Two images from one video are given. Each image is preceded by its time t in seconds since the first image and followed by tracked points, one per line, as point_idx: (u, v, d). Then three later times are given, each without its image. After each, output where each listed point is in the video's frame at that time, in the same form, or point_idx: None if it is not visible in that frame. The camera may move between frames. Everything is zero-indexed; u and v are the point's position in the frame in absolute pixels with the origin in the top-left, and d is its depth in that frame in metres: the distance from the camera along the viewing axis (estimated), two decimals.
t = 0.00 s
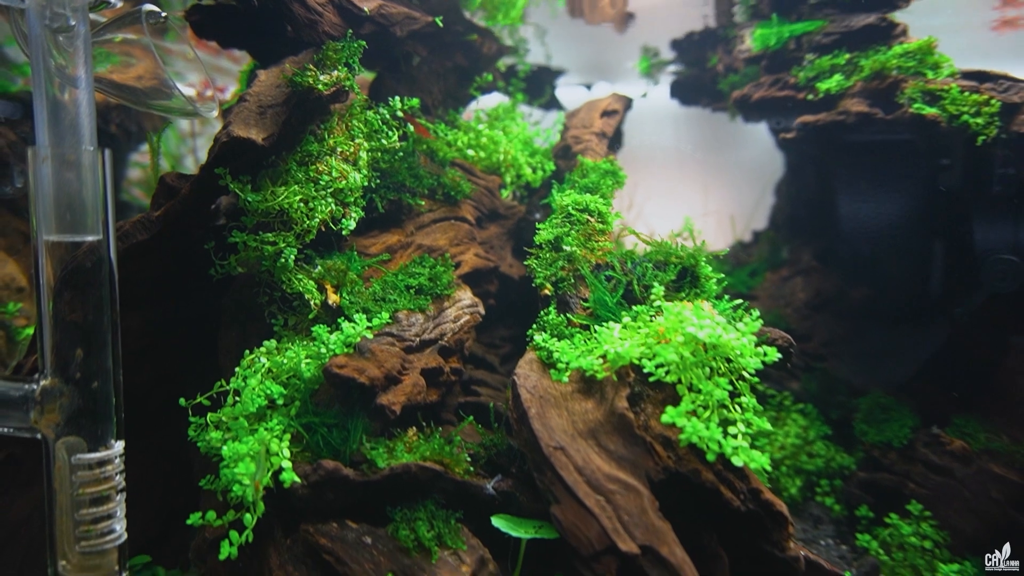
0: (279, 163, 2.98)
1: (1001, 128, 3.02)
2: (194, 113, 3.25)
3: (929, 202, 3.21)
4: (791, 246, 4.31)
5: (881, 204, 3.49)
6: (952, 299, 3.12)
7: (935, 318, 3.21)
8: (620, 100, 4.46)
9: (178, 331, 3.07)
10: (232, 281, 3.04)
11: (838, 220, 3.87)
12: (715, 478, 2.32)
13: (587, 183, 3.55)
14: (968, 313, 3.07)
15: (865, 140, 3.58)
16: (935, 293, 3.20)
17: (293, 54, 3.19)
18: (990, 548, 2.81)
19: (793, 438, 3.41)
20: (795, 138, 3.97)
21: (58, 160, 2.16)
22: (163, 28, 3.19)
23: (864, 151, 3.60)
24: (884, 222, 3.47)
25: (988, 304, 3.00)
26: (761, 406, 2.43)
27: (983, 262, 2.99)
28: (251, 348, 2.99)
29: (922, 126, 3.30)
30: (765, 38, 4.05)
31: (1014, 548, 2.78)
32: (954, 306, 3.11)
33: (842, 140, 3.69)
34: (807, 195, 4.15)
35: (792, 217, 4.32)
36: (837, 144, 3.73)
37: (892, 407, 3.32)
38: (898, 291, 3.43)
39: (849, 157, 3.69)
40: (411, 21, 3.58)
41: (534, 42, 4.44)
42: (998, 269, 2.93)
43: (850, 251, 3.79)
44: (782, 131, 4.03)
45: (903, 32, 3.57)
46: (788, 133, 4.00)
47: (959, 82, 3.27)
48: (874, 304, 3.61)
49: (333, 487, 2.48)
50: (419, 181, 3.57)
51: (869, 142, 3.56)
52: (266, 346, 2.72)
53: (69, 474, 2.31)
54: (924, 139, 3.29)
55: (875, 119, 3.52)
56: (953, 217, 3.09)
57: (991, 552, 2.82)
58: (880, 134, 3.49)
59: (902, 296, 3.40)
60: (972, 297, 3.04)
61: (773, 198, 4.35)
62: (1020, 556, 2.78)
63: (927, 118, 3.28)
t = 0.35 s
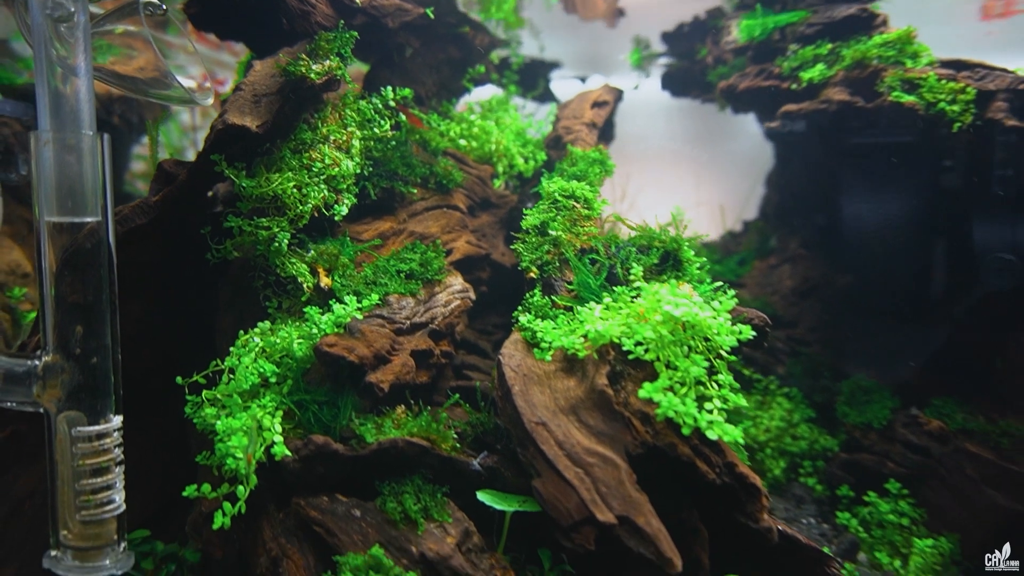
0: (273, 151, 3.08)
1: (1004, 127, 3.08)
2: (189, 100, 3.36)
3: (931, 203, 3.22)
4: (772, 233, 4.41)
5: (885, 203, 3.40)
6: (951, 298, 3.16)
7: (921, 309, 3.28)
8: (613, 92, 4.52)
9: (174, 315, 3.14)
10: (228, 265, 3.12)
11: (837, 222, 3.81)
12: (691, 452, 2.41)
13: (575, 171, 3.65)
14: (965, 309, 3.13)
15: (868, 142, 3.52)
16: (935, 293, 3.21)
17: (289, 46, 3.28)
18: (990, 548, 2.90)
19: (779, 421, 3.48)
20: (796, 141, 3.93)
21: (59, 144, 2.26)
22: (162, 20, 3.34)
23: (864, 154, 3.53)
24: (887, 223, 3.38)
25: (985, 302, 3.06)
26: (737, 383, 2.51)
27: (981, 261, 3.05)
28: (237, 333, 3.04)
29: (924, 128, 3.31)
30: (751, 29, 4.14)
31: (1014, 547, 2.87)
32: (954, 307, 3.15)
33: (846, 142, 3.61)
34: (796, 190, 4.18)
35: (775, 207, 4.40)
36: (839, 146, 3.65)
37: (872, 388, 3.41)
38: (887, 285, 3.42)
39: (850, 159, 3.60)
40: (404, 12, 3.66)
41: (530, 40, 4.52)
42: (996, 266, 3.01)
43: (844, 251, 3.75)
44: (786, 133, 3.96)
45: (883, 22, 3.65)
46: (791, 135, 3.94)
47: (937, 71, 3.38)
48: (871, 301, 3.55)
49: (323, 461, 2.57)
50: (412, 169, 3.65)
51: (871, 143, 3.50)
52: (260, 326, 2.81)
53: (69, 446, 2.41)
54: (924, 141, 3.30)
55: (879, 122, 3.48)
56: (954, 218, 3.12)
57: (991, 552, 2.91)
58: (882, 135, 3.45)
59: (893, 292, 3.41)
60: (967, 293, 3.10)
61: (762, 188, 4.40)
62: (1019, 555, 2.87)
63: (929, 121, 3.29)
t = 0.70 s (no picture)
0: (265, 141, 3.15)
1: (1006, 129, 3.08)
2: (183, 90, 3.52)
3: (933, 201, 3.19)
4: (760, 229, 4.42)
5: (886, 203, 3.36)
6: (952, 298, 3.15)
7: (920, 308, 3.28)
8: (602, 84, 4.53)
9: (170, 302, 3.22)
10: (221, 253, 3.19)
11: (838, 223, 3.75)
12: (668, 431, 2.49)
13: (563, 162, 3.71)
14: (965, 306, 3.14)
15: (870, 143, 3.48)
16: (938, 293, 3.19)
17: (281, 39, 3.33)
18: (990, 548, 2.95)
19: (763, 407, 3.62)
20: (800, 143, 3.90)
21: (55, 132, 2.34)
22: (157, 15, 3.77)
23: (868, 156, 3.48)
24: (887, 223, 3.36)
25: (985, 301, 3.08)
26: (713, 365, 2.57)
27: (982, 261, 3.05)
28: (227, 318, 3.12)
29: (925, 131, 3.30)
30: (735, 22, 4.15)
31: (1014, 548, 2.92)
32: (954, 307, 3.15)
33: (849, 144, 3.57)
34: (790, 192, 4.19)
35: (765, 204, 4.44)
36: (842, 148, 3.61)
37: (853, 372, 3.54)
38: (888, 285, 3.40)
39: (854, 161, 3.54)
40: (393, 6, 3.73)
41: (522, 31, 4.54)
42: (996, 264, 3.01)
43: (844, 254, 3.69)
44: (791, 135, 3.93)
45: (864, 13, 3.72)
46: (795, 137, 3.92)
47: (915, 61, 3.42)
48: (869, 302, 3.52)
49: (311, 441, 2.66)
50: (402, 160, 3.71)
51: (874, 144, 3.47)
52: (251, 311, 2.89)
53: (65, 424, 2.48)
54: (926, 143, 3.28)
55: (881, 125, 3.46)
56: (953, 218, 3.12)
57: (991, 552, 2.95)
58: (885, 137, 3.43)
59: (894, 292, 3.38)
60: (966, 290, 3.11)
61: (751, 180, 4.43)
62: (1019, 556, 2.92)
63: (930, 124, 3.29)
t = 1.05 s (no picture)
0: (257, 133, 3.21)
1: (1006, 132, 3.10)
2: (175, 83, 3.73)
3: (936, 202, 3.24)
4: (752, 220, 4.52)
5: (890, 206, 3.39)
6: (954, 297, 3.21)
7: (922, 306, 3.33)
8: (592, 78, 4.59)
9: (165, 291, 3.29)
10: (215, 242, 3.27)
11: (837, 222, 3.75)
12: (646, 414, 2.56)
13: (550, 154, 3.78)
14: (966, 303, 3.19)
15: (876, 146, 3.47)
16: (943, 293, 3.24)
17: (273, 34, 3.40)
18: (991, 549, 2.99)
19: (749, 396, 3.69)
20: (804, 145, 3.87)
21: (51, 123, 2.42)
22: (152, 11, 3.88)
23: (872, 158, 3.48)
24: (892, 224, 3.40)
25: (985, 299, 3.14)
26: (692, 349, 2.64)
27: (982, 259, 3.12)
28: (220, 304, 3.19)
29: (928, 133, 3.31)
30: (721, 17, 4.22)
31: (1014, 550, 2.95)
32: (957, 305, 3.21)
33: (854, 145, 3.55)
34: (787, 188, 4.22)
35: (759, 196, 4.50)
36: (847, 151, 3.58)
37: (835, 361, 3.63)
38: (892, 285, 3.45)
39: (856, 163, 3.53)
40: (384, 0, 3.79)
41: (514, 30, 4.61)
42: (996, 264, 3.08)
43: (845, 252, 3.71)
44: (795, 137, 3.90)
45: (845, 7, 3.73)
46: (800, 139, 3.88)
47: (895, 54, 3.45)
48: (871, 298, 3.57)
49: (300, 424, 2.73)
50: (394, 152, 3.78)
51: (878, 147, 3.46)
52: (243, 298, 2.96)
53: (61, 406, 2.56)
54: (930, 144, 3.30)
55: (882, 127, 3.45)
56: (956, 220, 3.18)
57: (992, 553, 2.99)
58: (889, 140, 3.42)
59: (897, 291, 3.42)
60: (967, 288, 3.17)
61: (743, 175, 4.53)
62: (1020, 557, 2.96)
63: (934, 125, 3.29)
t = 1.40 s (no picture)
0: (249, 124, 3.29)
1: (1008, 131, 3.03)
2: (168, 75, 3.81)
3: (939, 203, 3.15)
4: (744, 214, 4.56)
5: (891, 206, 3.32)
6: (957, 299, 3.14)
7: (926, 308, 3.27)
8: (582, 71, 4.63)
9: (160, 279, 3.36)
10: (208, 231, 3.33)
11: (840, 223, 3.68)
12: (624, 396, 2.63)
13: (538, 145, 3.85)
14: (967, 303, 3.13)
15: (881, 148, 3.39)
16: (947, 295, 3.16)
17: (264, 28, 3.48)
18: (990, 548, 3.01)
19: (734, 383, 3.77)
20: (808, 148, 3.79)
21: (48, 113, 2.52)
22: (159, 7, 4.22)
23: (875, 158, 3.42)
24: (894, 224, 3.32)
25: (987, 300, 3.08)
26: (670, 334, 2.70)
27: (983, 260, 3.04)
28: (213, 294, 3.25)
29: (933, 135, 3.23)
30: (706, 10, 4.23)
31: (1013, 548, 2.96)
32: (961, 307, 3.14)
33: (858, 146, 3.49)
34: (792, 193, 4.13)
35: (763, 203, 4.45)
36: (851, 151, 3.53)
37: (820, 349, 3.74)
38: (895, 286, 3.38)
39: (860, 163, 3.48)
40: None
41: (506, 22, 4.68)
42: (998, 264, 3.00)
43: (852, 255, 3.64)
44: (801, 139, 3.82)
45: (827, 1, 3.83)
46: (804, 142, 3.81)
47: (874, 46, 3.50)
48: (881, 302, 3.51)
49: (289, 406, 2.80)
50: (384, 144, 3.84)
51: (881, 147, 3.39)
52: (234, 284, 3.04)
53: (57, 387, 2.64)
54: (932, 146, 3.21)
55: (887, 127, 3.39)
56: (958, 220, 3.09)
57: (991, 552, 3.01)
58: (892, 140, 3.35)
59: (897, 292, 3.37)
60: (969, 289, 3.09)
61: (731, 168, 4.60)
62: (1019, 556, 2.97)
63: (938, 127, 3.23)
